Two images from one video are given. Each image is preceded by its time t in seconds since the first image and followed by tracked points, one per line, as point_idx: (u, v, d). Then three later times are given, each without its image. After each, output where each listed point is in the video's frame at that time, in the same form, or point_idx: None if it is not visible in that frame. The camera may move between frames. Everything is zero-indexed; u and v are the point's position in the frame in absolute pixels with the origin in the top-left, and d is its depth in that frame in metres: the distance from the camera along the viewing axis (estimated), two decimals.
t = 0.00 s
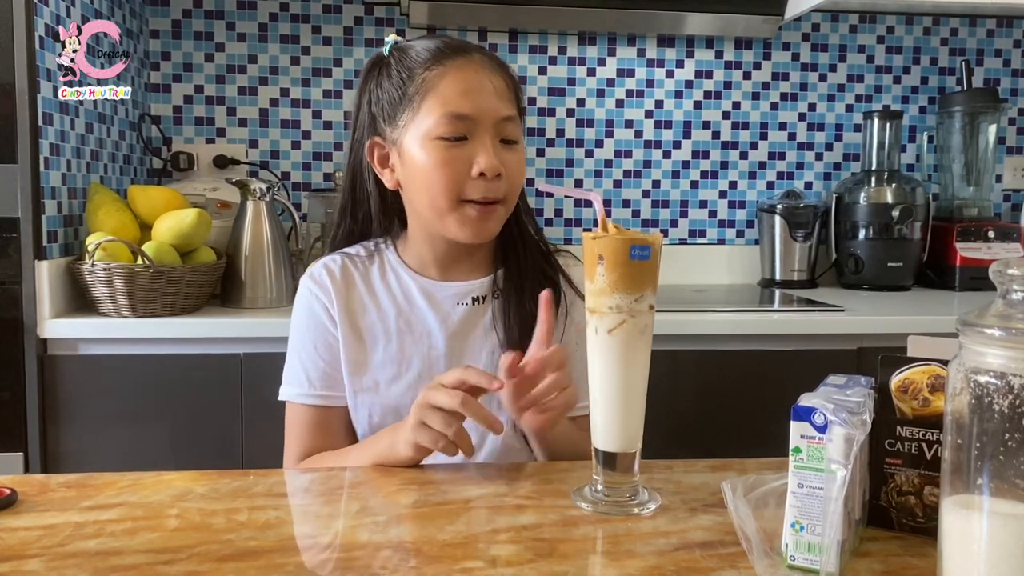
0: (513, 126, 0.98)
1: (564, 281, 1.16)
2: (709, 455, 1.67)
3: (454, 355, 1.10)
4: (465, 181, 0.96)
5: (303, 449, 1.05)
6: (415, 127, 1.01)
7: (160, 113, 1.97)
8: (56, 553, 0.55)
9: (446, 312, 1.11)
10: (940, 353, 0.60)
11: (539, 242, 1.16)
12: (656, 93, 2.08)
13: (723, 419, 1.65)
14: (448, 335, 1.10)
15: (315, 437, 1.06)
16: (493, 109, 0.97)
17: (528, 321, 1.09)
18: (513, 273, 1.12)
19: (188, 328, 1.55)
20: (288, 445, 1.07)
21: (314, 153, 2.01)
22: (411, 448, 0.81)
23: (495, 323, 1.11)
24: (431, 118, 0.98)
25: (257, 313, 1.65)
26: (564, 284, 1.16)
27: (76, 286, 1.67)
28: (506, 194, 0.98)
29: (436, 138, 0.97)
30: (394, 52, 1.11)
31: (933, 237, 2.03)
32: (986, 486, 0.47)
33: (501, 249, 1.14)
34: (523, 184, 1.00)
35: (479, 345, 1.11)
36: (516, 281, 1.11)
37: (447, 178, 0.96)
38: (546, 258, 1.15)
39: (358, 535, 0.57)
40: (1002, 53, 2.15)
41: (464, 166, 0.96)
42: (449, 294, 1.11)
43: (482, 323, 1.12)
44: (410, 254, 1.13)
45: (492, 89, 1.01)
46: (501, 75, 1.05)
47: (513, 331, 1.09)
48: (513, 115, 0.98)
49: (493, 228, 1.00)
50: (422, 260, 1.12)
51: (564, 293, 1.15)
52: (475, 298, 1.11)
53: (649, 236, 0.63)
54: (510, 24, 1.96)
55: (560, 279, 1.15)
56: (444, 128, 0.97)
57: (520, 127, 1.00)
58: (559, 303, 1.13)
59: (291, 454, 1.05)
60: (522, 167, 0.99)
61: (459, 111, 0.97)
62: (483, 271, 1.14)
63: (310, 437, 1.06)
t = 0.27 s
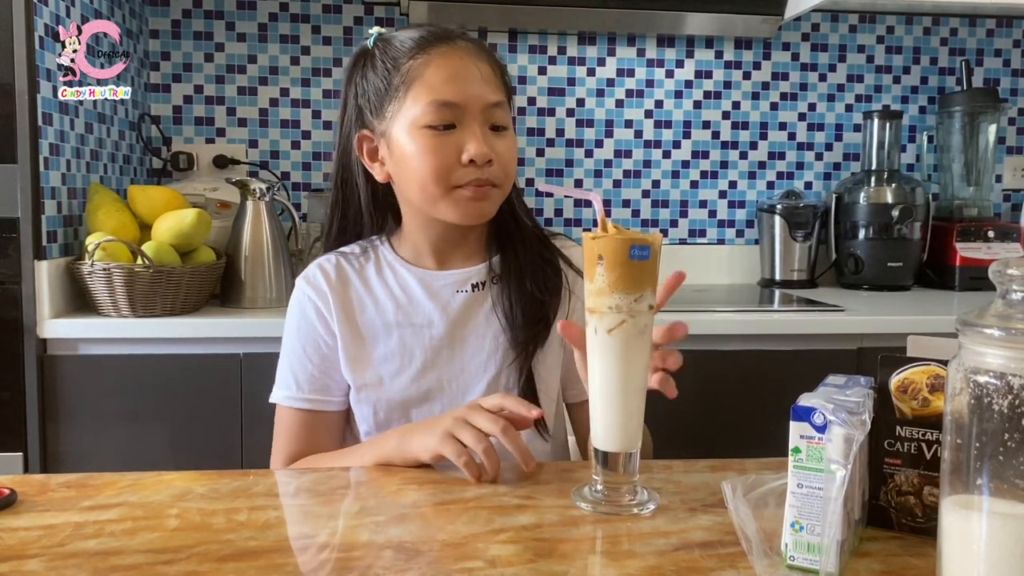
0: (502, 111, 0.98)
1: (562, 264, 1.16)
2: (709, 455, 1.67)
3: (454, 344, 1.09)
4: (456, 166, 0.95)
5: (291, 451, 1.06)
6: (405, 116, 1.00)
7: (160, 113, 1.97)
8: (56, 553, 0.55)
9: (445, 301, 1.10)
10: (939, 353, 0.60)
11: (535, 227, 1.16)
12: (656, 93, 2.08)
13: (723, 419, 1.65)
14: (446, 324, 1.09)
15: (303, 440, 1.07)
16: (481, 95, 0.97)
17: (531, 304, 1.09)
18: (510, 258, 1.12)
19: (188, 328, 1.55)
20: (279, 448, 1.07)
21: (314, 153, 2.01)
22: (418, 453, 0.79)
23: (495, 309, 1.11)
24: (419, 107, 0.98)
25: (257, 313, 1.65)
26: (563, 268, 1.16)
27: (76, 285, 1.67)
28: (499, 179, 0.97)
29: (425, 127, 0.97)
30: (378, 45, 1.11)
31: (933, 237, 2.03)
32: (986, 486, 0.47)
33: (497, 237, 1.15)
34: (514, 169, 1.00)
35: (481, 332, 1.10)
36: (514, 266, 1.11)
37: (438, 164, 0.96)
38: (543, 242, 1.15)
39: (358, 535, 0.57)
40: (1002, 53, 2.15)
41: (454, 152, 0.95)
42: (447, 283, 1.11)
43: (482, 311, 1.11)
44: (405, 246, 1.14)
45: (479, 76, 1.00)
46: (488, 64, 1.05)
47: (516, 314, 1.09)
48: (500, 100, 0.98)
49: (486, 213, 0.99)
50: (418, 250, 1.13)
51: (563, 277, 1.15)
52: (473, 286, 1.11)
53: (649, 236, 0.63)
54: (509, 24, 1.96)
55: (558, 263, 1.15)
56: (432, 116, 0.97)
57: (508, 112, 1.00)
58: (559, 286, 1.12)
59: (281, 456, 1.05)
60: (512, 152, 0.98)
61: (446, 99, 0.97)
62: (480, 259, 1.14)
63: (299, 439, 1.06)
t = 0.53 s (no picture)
0: (463, 115, 0.95)
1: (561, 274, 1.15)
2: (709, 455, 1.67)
3: (449, 344, 1.09)
4: (409, 176, 0.95)
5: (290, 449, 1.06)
6: (370, 121, 1.00)
7: (160, 113, 1.97)
8: (56, 553, 0.55)
9: (440, 300, 1.10)
10: (939, 353, 0.60)
11: (535, 231, 1.14)
12: (656, 93, 2.08)
13: (723, 419, 1.65)
14: (441, 323, 1.09)
15: (304, 438, 1.07)
16: (437, 101, 0.94)
17: (521, 311, 1.08)
18: (503, 262, 1.11)
19: (189, 328, 1.55)
20: (280, 448, 1.07)
21: (314, 153, 2.01)
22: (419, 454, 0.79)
23: (487, 310, 1.10)
24: (377, 114, 0.97)
25: (257, 313, 1.65)
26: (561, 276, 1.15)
27: (76, 285, 1.67)
28: (456, 186, 0.97)
29: (381, 136, 0.96)
30: (361, 49, 1.10)
31: (933, 237, 2.03)
32: (986, 486, 0.47)
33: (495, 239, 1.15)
34: (480, 173, 0.98)
35: (475, 332, 1.10)
36: (508, 270, 1.10)
37: (394, 175, 0.96)
38: (540, 247, 1.14)
39: (359, 535, 0.57)
40: (1002, 53, 2.15)
41: (407, 163, 0.94)
42: (441, 283, 1.11)
43: (476, 310, 1.10)
44: (401, 247, 1.14)
45: (443, 78, 0.97)
46: (460, 61, 1.02)
47: (507, 319, 1.09)
48: (455, 104, 0.95)
49: (448, 218, 0.99)
50: (410, 250, 1.13)
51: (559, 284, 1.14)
52: (467, 284, 1.11)
53: (638, 237, 0.62)
54: (510, 24, 1.96)
55: (557, 271, 1.14)
56: (385, 124, 0.95)
57: (475, 113, 0.97)
58: (553, 295, 1.12)
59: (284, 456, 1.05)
60: (474, 155, 0.96)
61: (399, 106, 0.95)
62: (472, 258, 1.14)
63: (300, 437, 1.06)
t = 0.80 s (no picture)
0: (446, 119, 0.95)
1: (563, 289, 1.14)
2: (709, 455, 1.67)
3: (451, 347, 1.09)
4: (396, 182, 0.95)
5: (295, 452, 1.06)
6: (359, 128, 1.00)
7: (160, 113, 1.97)
8: (56, 553, 0.55)
9: (441, 303, 1.10)
10: (940, 353, 0.60)
11: (538, 240, 1.15)
12: (656, 93, 2.08)
13: (724, 419, 1.65)
14: (443, 327, 1.09)
15: (308, 440, 1.07)
16: (421, 107, 0.94)
17: (521, 322, 1.08)
18: (505, 270, 1.11)
19: (189, 328, 1.55)
20: (285, 451, 1.07)
21: (314, 153, 2.01)
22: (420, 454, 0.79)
23: (488, 315, 1.10)
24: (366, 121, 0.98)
25: (257, 313, 1.65)
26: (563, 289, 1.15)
27: (76, 285, 1.67)
28: (444, 191, 0.97)
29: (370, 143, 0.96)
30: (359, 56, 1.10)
31: (932, 237, 2.03)
32: (986, 486, 0.47)
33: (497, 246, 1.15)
34: (470, 176, 0.98)
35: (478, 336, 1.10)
36: (510, 279, 1.10)
37: (382, 182, 0.96)
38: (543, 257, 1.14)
39: (359, 535, 0.57)
40: (1002, 53, 2.15)
41: (393, 169, 0.94)
42: (443, 287, 1.11)
43: (479, 315, 1.11)
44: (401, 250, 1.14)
45: (427, 83, 0.97)
46: (447, 65, 1.01)
47: (506, 330, 1.09)
48: (441, 111, 0.95)
49: (439, 223, 0.99)
50: (411, 253, 1.13)
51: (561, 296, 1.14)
52: (469, 289, 1.11)
53: (638, 237, 0.62)
54: (510, 24, 1.96)
55: (560, 284, 1.14)
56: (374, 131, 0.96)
57: (461, 116, 0.97)
58: (553, 308, 1.12)
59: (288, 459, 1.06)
60: (461, 161, 0.96)
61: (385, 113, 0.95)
62: (472, 262, 1.14)
63: (305, 440, 1.07)
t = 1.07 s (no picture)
0: (442, 106, 0.95)
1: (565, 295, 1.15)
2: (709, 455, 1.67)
3: (450, 351, 1.09)
4: (394, 170, 0.94)
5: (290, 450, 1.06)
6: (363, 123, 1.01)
7: (160, 113, 1.97)
8: (56, 553, 0.55)
9: (442, 307, 1.10)
10: (939, 352, 0.60)
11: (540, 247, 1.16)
12: (656, 93, 2.08)
13: (724, 419, 1.65)
14: (443, 331, 1.09)
15: (305, 439, 1.07)
16: (418, 95, 0.95)
17: (520, 329, 1.10)
18: (508, 274, 1.12)
19: (189, 328, 1.55)
20: (280, 448, 1.07)
21: (314, 153, 2.01)
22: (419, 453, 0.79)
23: (489, 320, 1.11)
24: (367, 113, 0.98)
25: (257, 313, 1.65)
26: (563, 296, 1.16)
27: (76, 285, 1.67)
28: (443, 178, 0.95)
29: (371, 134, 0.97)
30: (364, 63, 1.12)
31: (933, 237, 2.03)
32: (986, 486, 0.47)
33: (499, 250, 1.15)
34: (469, 164, 0.97)
35: (476, 340, 1.10)
36: (512, 284, 1.11)
37: (380, 170, 0.96)
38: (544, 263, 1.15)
39: (359, 535, 0.57)
40: (1002, 53, 2.15)
41: (391, 157, 0.94)
42: (444, 290, 1.11)
43: (479, 319, 1.11)
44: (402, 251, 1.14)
45: (427, 74, 0.98)
46: (448, 58, 1.02)
47: (505, 335, 1.10)
48: (440, 100, 0.96)
49: (440, 212, 0.98)
50: (413, 253, 1.12)
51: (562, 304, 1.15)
52: (470, 294, 1.11)
53: (639, 237, 0.62)
54: (510, 24, 1.96)
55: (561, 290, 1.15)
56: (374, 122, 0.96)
57: (459, 105, 0.97)
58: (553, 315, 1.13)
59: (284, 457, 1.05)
60: (460, 150, 0.96)
61: (385, 103, 0.96)
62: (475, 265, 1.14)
63: (302, 439, 1.07)
